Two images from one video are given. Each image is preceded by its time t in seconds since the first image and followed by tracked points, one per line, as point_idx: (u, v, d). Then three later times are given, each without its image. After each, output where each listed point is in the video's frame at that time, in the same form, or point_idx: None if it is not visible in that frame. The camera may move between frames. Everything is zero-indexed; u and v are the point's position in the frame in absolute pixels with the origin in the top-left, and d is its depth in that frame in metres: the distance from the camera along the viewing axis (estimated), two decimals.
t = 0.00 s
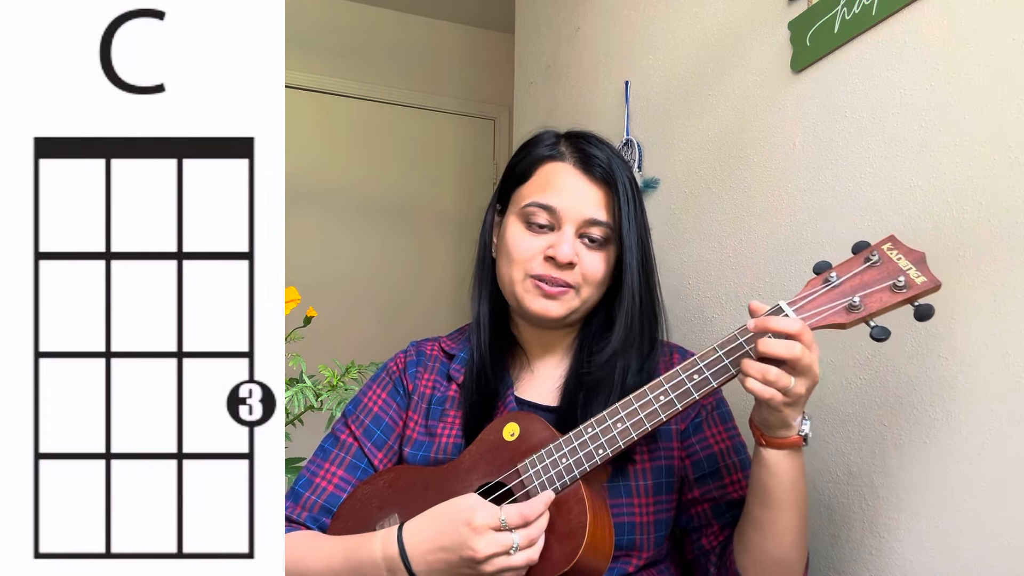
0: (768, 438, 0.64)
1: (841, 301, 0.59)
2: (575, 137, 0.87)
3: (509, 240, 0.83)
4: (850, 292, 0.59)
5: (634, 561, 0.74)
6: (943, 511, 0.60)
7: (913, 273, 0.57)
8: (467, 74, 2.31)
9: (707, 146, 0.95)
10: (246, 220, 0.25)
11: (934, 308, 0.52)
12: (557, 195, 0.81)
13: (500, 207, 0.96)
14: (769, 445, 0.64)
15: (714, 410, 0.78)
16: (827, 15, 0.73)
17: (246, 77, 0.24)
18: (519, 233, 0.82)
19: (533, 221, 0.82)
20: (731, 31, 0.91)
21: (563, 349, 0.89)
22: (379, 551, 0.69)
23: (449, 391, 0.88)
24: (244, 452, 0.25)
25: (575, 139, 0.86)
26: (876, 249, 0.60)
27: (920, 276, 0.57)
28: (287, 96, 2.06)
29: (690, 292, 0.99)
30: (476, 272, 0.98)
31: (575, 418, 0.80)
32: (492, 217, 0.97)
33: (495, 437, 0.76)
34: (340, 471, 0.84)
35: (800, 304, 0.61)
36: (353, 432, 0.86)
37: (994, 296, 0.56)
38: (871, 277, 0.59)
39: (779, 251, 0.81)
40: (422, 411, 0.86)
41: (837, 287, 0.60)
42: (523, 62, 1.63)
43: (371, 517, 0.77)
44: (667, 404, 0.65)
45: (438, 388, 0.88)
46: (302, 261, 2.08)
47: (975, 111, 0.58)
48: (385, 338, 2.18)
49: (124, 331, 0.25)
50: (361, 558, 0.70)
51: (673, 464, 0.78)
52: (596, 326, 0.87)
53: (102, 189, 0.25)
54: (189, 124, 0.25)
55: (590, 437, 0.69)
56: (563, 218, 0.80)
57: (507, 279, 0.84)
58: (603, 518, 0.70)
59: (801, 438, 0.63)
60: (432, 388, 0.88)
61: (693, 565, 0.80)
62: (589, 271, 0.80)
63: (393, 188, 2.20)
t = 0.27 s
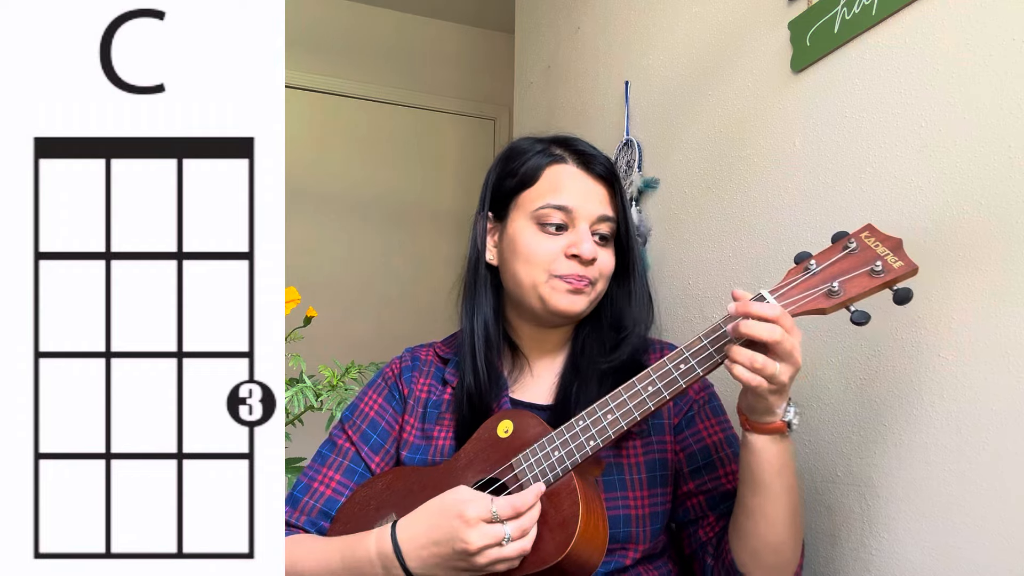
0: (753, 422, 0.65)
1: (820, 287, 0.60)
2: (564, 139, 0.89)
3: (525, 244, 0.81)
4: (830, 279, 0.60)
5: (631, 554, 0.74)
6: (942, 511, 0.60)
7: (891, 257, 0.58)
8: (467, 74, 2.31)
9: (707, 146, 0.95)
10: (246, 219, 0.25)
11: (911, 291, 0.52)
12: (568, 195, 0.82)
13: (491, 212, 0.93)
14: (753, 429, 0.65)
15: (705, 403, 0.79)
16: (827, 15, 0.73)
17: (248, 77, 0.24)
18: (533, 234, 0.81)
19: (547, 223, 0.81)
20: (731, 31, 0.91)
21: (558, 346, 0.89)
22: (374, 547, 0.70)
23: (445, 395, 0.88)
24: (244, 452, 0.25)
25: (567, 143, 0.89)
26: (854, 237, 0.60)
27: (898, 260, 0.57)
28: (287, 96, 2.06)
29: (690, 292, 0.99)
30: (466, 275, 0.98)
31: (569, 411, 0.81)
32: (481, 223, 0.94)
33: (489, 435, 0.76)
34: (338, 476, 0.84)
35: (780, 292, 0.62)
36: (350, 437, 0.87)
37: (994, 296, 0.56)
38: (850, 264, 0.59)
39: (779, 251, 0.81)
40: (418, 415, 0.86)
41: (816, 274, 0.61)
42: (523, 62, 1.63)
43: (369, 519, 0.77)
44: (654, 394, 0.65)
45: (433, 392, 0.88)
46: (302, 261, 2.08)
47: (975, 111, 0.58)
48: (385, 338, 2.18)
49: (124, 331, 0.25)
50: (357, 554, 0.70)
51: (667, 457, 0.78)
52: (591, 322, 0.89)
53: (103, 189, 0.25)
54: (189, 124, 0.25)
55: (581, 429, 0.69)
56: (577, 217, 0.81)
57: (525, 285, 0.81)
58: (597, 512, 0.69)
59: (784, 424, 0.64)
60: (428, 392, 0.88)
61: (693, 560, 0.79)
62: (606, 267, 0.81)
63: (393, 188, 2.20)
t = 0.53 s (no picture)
0: (729, 418, 0.65)
1: (816, 287, 0.60)
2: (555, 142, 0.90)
3: (529, 244, 0.81)
4: (826, 279, 0.60)
5: (631, 551, 0.74)
6: (942, 511, 0.60)
7: (886, 259, 0.58)
8: (467, 74, 2.31)
9: (707, 146, 0.95)
10: (247, 218, 0.25)
11: (906, 292, 0.52)
12: (567, 193, 0.82)
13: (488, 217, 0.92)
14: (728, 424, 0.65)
15: (700, 405, 0.79)
16: (828, 15, 0.73)
17: (249, 76, 0.24)
18: (536, 234, 0.81)
19: (548, 223, 0.81)
20: (731, 31, 0.91)
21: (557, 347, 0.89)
22: (374, 539, 0.70)
23: (444, 395, 0.88)
24: (244, 452, 0.25)
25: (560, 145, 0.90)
26: (850, 239, 0.60)
27: (894, 261, 0.57)
28: (287, 96, 2.06)
29: (690, 292, 0.99)
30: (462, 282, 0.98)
31: (568, 411, 0.81)
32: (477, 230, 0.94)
33: (490, 434, 0.76)
34: (338, 474, 0.84)
35: (777, 292, 0.62)
36: (350, 436, 0.87)
37: (993, 295, 0.56)
38: (846, 264, 0.59)
39: (779, 251, 0.81)
40: (418, 415, 0.86)
41: (812, 275, 0.61)
42: (523, 61, 1.63)
43: (369, 517, 0.77)
44: (654, 391, 0.65)
45: (433, 392, 0.88)
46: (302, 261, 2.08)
47: (976, 110, 0.58)
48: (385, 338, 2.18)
49: (123, 332, 0.25)
50: (357, 546, 0.70)
51: (664, 455, 0.78)
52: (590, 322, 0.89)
53: (103, 189, 0.25)
54: (189, 124, 0.25)
55: (581, 428, 0.69)
56: (578, 214, 0.81)
57: (531, 285, 0.80)
58: (597, 510, 0.69)
59: (757, 425, 0.63)
60: (428, 392, 0.88)
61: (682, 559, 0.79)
62: (608, 262, 0.82)
63: (393, 188, 2.20)
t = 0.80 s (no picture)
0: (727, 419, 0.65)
1: (821, 291, 0.60)
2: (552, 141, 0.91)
3: (529, 243, 0.80)
4: (831, 283, 0.60)
5: (631, 551, 0.74)
6: (942, 510, 0.60)
7: (892, 263, 0.58)
8: (467, 74, 2.31)
9: (707, 146, 0.95)
10: (246, 218, 0.25)
11: (912, 297, 0.52)
12: (566, 191, 0.82)
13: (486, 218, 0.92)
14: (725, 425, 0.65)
15: (700, 404, 0.79)
16: (827, 15, 0.73)
17: (249, 76, 0.24)
18: (536, 233, 0.81)
19: (547, 221, 0.81)
20: (731, 31, 0.91)
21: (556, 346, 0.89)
22: (374, 538, 0.70)
23: (444, 394, 0.88)
24: (244, 452, 0.25)
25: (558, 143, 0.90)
26: (855, 243, 0.60)
27: (899, 266, 0.57)
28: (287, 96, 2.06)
29: (690, 292, 0.99)
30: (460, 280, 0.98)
31: (568, 412, 0.81)
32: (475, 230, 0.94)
33: (491, 435, 0.76)
34: (338, 475, 0.84)
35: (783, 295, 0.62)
36: (349, 436, 0.87)
37: (993, 295, 0.56)
38: (852, 269, 0.59)
39: (779, 251, 0.81)
40: (418, 415, 0.86)
41: (817, 279, 0.61)
42: (523, 61, 1.63)
43: (369, 517, 0.76)
44: (657, 395, 0.65)
45: (432, 392, 0.88)
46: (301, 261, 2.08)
47: (976, 111, 0.57)
48: (385, 338, 2.18)
49: (124, 332, 0.25)
50: (358, 546, 0.70)
51: (664, 455, 0.78)
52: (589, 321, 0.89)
53: (103, 190, 0.25)
54: (190, 125, 0.25)
55: (583, 430, 0.69)
56: (577, 212, 0.81)
57: (533, 284, 0.80)
58: (598, 509, 0.69)
59: (755, 426, 0.63)
60: (428, 392, 0.88)
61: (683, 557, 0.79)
62: (608, 259, 0.82)
63: (393, 188, 2.20)
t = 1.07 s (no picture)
0: (729, 421, 0.64)
1: (818, 290, 0.59)
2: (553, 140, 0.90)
3: (527, 244, 0.80)
4: (828, 282, 0.60)
5: (630, 553, 0.74)
6: (943, 511, 0.60)
7: (889, 261, 0.57)
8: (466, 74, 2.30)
9: (707, 146, 0.95)
10: (246, 217, 0.24)
11: (910, 296, 0.52)
12: (565, 192, 0.82)
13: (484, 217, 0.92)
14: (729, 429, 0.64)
15: (700, 404, 0.78)
16: (827, 15, 0.72)
17: (249, 68, 0.23)
18: (534, 234, 0.80)
19: (546, 222, 0.81)
20: (731, 31, 0.90)
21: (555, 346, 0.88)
22: (373, 552, 0.69)
23: (442, 395, 0.87)
24: (242, 457, 0.24)
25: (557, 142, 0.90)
26: (852, 241, 0.60)
27: (896, 263, 0.57)
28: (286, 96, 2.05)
29: (690, 292, 0.99)
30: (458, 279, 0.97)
31: (566, 413, 0.80)
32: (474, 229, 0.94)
33: (488, 435, 0.75)
34: (336, 477, 0.83)
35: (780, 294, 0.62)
36: (348, 437, 0.86)
37: (994, 296, 0.55)
38: (849, 267, 0.59)
39: (779, 251, 0.80)
40: (416, 416, 0.85)
41: (814, 277, 0.61)
42: (522, 61, 1.63)
43: (368, 520, 0.76)
44: (655, 394, 0.64)
45: (431, 393, 0.88)
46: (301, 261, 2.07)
47: (977, 110, 0.57)
48: (385, 338, 2.17)
49: (119, 337, 0.24)
50: (356, 558, 0.70)
51: (664, 456, 0.78)
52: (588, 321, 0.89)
53: (98, 188, 0.24)
54: (189, 119, 0.24)
55: (581, 431, 0.68)
56: (576, 213, 0.81)
57: (531, 285, 0.80)
58: (596, 511, 0.69)
59: (758, 427, 0.62)
60: (426, 393, 0.88)
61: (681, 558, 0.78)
62: (607, 261, 0.81)
63: (392, 188, 2.19)
